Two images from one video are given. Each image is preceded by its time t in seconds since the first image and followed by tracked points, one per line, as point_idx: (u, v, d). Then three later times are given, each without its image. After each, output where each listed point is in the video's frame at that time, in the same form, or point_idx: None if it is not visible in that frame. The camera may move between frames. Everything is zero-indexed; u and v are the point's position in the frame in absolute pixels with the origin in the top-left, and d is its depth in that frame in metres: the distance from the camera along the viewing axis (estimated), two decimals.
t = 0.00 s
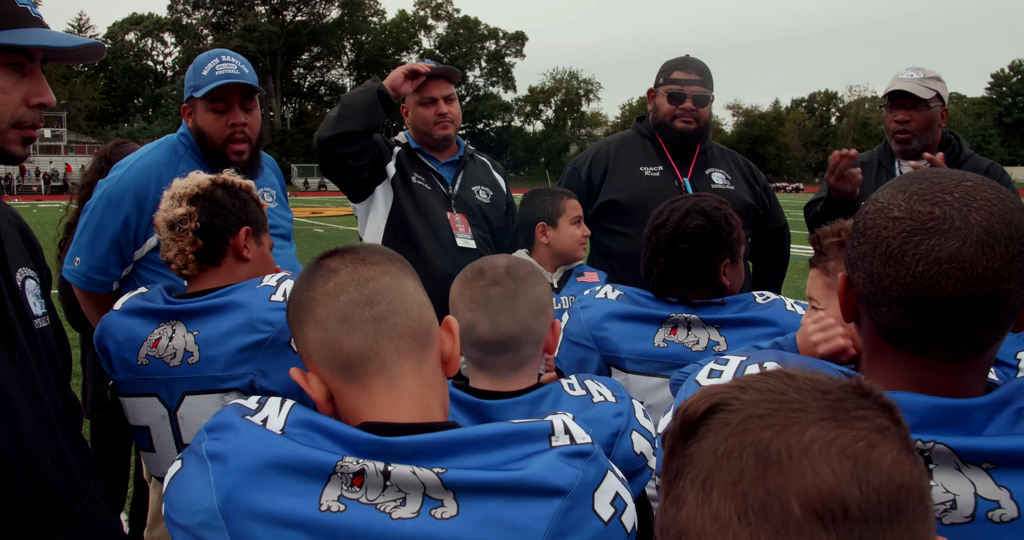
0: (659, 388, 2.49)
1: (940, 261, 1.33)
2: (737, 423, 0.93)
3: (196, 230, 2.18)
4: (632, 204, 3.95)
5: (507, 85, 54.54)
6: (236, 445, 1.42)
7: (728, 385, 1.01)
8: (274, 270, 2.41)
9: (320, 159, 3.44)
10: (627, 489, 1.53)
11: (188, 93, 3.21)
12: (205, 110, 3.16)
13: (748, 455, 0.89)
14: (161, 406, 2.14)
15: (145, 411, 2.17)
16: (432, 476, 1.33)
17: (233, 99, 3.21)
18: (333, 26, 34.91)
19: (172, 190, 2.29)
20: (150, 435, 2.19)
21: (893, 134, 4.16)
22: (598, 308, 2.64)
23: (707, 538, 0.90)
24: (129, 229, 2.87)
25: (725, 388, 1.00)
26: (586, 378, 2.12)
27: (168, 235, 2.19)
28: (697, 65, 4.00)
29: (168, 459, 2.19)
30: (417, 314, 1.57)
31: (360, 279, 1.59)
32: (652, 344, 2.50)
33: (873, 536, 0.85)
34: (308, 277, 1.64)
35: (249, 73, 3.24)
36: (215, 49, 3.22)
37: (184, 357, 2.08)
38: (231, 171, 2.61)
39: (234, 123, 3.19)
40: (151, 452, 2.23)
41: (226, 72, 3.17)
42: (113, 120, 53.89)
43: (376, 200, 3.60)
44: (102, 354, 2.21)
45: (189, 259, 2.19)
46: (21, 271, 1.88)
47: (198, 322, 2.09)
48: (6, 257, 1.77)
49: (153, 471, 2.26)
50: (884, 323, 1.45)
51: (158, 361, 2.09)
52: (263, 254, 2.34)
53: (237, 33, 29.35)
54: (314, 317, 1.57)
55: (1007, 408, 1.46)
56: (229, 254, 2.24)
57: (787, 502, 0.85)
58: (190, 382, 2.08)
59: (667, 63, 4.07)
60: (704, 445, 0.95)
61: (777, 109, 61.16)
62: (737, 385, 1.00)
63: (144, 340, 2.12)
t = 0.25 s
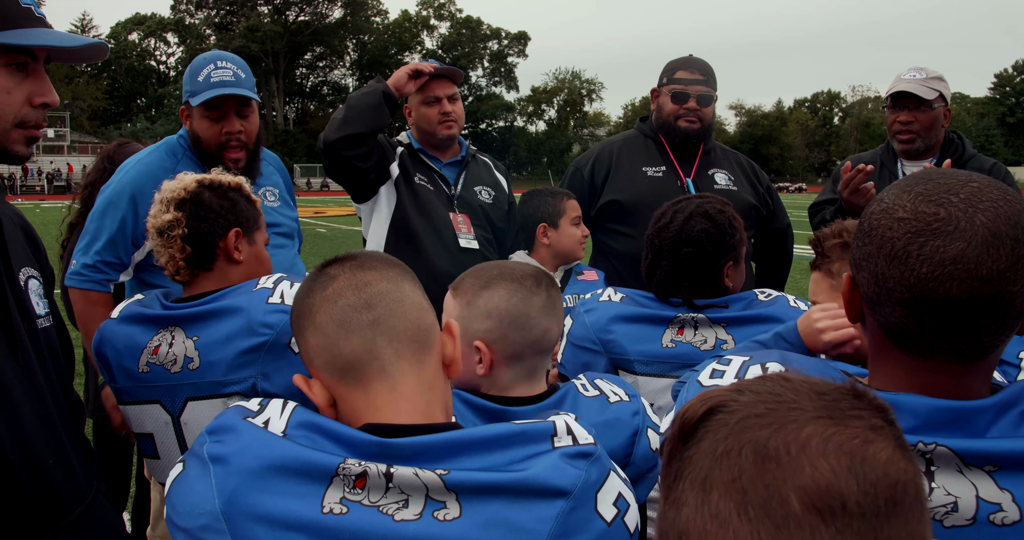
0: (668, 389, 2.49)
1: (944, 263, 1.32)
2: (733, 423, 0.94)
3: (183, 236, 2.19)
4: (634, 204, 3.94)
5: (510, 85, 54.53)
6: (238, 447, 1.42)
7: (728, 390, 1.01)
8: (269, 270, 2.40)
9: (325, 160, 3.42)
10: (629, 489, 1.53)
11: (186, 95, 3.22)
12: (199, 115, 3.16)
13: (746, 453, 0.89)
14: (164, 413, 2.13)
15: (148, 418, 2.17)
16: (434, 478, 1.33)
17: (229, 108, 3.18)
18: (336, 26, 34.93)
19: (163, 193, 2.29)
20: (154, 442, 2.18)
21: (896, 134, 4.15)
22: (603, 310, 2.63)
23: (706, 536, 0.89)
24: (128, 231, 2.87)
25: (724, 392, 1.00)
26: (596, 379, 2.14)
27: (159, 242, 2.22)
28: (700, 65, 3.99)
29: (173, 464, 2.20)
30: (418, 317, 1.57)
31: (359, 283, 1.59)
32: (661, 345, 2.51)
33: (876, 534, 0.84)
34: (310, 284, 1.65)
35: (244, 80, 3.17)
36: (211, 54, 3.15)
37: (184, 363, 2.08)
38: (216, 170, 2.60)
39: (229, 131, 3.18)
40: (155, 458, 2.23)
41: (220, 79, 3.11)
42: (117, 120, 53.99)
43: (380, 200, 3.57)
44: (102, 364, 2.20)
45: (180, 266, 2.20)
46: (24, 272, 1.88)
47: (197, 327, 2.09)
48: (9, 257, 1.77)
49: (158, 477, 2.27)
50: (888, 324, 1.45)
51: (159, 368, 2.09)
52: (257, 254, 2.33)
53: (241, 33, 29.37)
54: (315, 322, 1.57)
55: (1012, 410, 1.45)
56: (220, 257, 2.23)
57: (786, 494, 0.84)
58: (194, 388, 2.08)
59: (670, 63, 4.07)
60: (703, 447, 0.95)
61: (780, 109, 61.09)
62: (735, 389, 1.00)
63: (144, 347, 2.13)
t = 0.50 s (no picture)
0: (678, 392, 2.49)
1: (948, 264, 1.32)
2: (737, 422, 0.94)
3: (192, 236, 2.17)
4: (637, 204, 3.94)
5: (512, 84, 54.45)
6: (240, 444, 1.42)
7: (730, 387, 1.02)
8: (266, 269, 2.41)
9: (328, 161, 3.42)
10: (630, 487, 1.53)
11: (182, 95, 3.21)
12: (197, 117, 3.14)
13: (750, 452, 0.89)
14: (167, 414, 2.13)
15: (151, 419, 2.16)
16: (435, 474, 1.33)
17: (227, 111, 3.19)
18: (338, 25, 34.95)
19: (160, 195, 2.26)
20: (157, 443, 2.17)
21: (897, 132, 4.14)
22: (609, 312, 2.63)
23: (710, 534, 0.89)
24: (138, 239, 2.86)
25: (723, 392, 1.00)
26: (601, 382, 2.14)
27: (163, 243, 2.18)
28: (702, 65, 4.00)
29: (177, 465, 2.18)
30: (421, 316, 1.57)
31: (364, 280, 1.59)
32: (668, 348, 2.50)
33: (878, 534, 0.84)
34: (315, 280, 1.64)
35: (241, 83, 3.20)
36: (207, 56, 3.16)
37: (185, 363, 2.08)
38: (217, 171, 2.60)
39: (225, 134, 3.18)
40: (159, 460, 2.22)
41: (218, 82, 3.14)
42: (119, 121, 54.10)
43: (382, 202, 3.59)
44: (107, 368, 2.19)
45: (187, 266, 2.18)
46: (28, 271, 1.88)
47: (197, 327, 2.09)
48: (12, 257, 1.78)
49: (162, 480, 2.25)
50: (891, 324, 1.45)
51: (161, 369, 2.09)
52: (258, 254, 2.34)
53: (242, 32, 29.39)
54: (321, 318, 1.56)
55: (1015, 411, 1.45)
56: (226, 257, 2.24)
57: (790, 495, 0.85)
58: (195, 386, 2.08)
59: (672, 63, 4.07)
60: (707, 444, 0.95)
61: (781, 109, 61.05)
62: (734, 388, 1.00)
63: (147, 349, 2.13)
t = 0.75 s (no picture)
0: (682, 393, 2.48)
1: (955, 266, 1.32)
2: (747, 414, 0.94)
3: (205, 236, 2.16)
4: (638, 204, 3.95)
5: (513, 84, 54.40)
6: (241, 442, 1.42)
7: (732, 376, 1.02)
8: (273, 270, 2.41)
9: (330, 163, 3.44)
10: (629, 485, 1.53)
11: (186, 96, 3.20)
12: (202, 119, 3.15)
13: (763, 448, 0.89)
14: (183, 415, 2.10)
15: (162, 423, 2.13)
16: (435, 472, 1.33)
17: (233, 112, 3.19)
18: (340, 25, 34.96)
19: (173, 190, 2.26)
20: (170, 446, 2.13)
21: (898, 132, 4.14)
22: (612, 312, 2.63)
23: (717, 525, 0.90)
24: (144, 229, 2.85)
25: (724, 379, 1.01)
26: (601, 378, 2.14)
27: (174, 241, 2.17)
28: (703, 65, 4.01)
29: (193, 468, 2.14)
30: (423, 315, 1.57)
31: (365, 280, 1.60)
32: (670, 349, 2.51)
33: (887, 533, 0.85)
34: (318, 279, 1.66)
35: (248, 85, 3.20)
36: (214, 58, 3.16)
37: (203, 362, 2.07)
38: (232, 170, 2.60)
39: (231, 135, 3.18)
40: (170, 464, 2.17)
41: (225, 83, 3.14)
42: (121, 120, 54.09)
43: (382, 205, 3.62)
44: (109, 375, 2.13)
45: (198, 266, 2.17)
46: (31, 271, 1.89)
47: (212, 326, 2.09)
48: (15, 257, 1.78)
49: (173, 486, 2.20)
50: (897, 326, 1.45)
51: (176, 370, 2.07)
52: (266, 256, 2.34)
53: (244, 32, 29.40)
54: (323, 317, 1.58)
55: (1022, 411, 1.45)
56: (237, 258, 2.23)
57: (803, 495, 0.85)
58: (212, 386, 2.07)
59: (674, 63, 4.07)
60: (716, 434, 0.95)
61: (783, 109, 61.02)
62: (739, 377, 1.00)
63: (159, 351, 2.10)
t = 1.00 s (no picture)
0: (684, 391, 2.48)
1: (962, 263, 1.32)
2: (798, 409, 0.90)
3: (225, 236, 2.13)
4: (640, 204, 3.96)
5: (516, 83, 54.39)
6: (247, 437, 1.43)
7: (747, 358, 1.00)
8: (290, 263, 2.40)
9: (333, 175, 3.46)
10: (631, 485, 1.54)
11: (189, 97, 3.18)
12: (206, 117, 3.15)
13: (800, 451, 0.88)
14: (209, 411, 2.09)
15: (184, 418, 2.10)
16: (438, 468, 1.34)
17: (238, 111, 3.19)
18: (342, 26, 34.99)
19: (190, 190, 2.23)
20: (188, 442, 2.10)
21: (899, 132, 4.14)
22: (611, 311, 2.64)
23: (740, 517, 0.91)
24: (149, 222, 2.85)
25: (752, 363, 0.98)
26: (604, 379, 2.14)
27: (194, 243, 2.12)
28: (705, 65, 4.01)
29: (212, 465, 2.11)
30: (428, 313, 1.58)
31: (373, 277, 1.61)
32: (669, 348, 2.52)
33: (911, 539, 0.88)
34: (326, 275, 1.67)
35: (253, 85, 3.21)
36: (219, 57, 3.17)
37: (229, 357, 2.06)
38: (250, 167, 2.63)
39: (235, 134, 3.20)
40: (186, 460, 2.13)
41: (230, 82, 3.15)
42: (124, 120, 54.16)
43: (383, 208, 3.65)
44: (125, 370, 2.11)
45: (220, 265, 2.15)
46: (35, 271, 1.89)
47: (241, 321, 2.09)
48: (19, 257, 1.79)
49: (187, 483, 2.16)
50: (903, 324, 1.45)
51: (200, 364, 2.05)
52: (283, 250, 2.32)
53: (246, 32, 29.44)
54: (329, 312, 1.59)
55: None
56: (257, 256, 2.21)
57: (837, 505, 0.85)
58: (241, 380, 2.06)
59: (676, 63, 4.08)
60: (747, 424, 0.93)
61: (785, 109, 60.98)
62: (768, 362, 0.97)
63: (181, 346, 2.09)
